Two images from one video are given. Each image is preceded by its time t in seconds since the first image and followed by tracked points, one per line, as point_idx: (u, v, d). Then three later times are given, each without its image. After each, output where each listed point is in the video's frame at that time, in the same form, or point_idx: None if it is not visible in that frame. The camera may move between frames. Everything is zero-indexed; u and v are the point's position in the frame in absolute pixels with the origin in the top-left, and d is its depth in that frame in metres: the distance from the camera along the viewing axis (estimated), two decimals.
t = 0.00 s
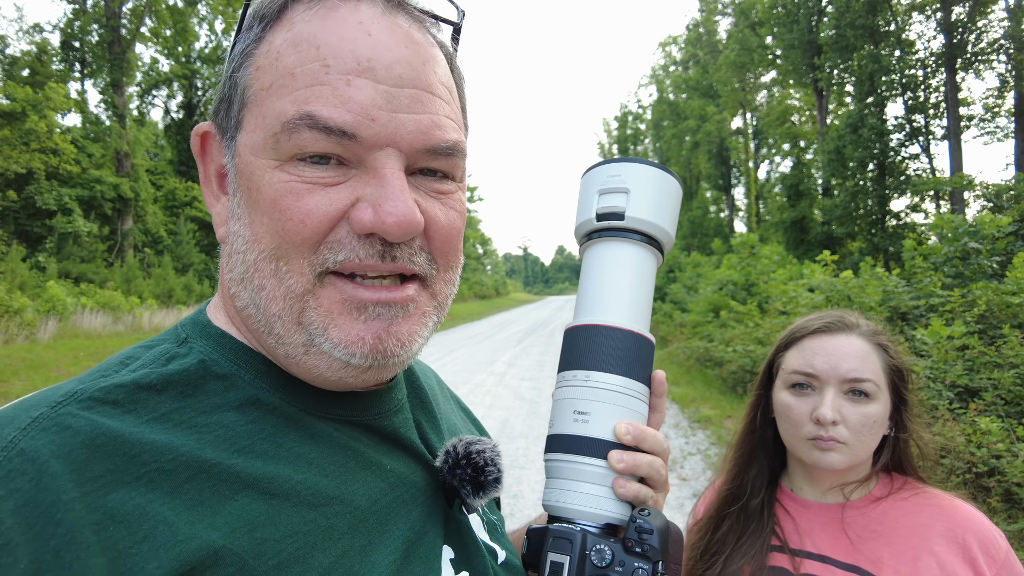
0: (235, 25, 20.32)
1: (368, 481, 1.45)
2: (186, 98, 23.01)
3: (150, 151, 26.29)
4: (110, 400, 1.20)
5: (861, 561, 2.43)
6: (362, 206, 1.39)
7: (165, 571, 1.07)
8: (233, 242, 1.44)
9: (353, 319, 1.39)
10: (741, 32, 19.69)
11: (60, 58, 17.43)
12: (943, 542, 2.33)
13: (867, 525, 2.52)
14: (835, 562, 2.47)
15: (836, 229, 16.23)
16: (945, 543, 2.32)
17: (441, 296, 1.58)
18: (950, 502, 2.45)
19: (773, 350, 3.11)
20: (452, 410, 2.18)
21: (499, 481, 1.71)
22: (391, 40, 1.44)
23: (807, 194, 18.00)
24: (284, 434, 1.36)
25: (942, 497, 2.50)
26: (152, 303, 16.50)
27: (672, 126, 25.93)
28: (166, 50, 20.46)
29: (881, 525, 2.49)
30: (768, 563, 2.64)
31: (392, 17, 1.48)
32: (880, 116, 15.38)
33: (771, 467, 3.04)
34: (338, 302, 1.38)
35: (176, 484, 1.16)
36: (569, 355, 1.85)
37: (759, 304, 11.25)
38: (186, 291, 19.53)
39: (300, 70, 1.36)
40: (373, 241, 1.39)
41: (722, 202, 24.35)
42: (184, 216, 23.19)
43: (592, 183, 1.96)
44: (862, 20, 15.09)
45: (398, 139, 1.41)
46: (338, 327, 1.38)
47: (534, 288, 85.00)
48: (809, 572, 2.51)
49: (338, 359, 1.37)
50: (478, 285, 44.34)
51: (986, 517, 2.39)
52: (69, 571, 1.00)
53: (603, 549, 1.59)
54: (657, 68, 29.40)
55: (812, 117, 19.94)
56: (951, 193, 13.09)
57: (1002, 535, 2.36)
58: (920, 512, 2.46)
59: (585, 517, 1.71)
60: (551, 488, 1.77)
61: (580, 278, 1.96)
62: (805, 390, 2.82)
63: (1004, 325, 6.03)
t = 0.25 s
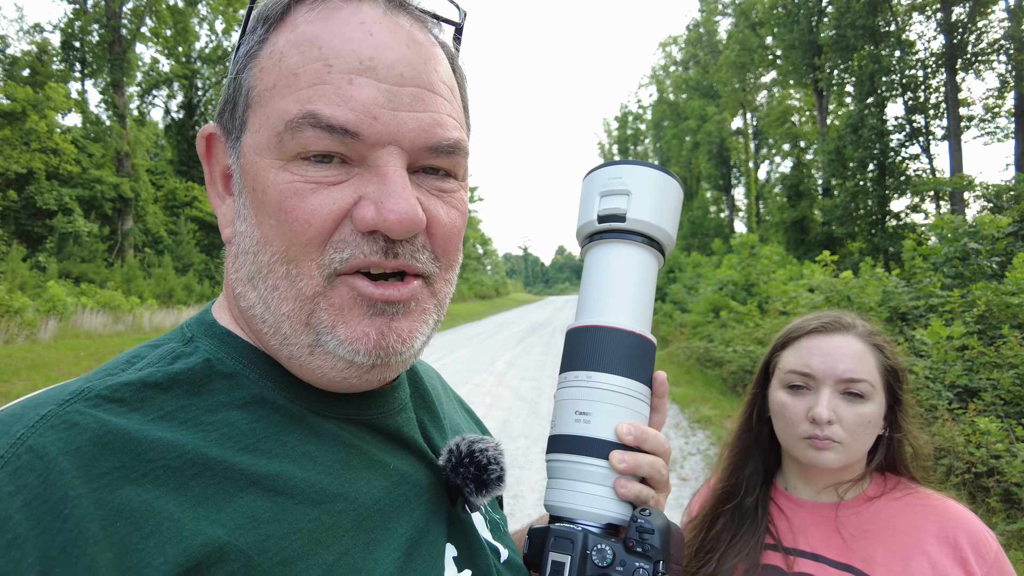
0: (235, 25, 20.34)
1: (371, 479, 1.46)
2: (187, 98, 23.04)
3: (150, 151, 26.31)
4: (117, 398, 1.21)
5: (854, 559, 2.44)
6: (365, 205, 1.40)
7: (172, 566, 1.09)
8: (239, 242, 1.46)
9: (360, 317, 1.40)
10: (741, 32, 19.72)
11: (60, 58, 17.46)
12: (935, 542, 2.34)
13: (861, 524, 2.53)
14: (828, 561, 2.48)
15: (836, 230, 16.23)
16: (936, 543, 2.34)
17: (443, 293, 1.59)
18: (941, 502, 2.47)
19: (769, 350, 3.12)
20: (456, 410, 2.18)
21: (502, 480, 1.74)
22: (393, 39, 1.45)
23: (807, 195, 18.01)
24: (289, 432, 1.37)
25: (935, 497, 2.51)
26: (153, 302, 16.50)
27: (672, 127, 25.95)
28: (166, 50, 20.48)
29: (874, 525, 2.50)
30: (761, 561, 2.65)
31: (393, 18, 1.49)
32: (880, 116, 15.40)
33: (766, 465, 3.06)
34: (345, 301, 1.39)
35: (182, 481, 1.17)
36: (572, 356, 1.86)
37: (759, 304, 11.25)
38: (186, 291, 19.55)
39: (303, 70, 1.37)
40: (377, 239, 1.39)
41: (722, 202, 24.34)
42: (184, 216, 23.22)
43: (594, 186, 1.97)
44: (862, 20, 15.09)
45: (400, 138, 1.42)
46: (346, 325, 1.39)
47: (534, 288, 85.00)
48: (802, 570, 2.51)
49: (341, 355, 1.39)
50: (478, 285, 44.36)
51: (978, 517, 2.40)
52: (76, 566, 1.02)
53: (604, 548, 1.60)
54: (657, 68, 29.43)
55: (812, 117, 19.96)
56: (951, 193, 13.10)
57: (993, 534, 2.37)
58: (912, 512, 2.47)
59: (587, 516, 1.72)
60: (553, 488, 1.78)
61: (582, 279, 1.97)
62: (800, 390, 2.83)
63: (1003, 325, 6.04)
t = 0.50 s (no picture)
0: (234, 25, 20.32)
1: (362, 480, 1.46)
2: (185, 98, 23.01)
3: (149, 151, 26.28)
4: (105, 396, 1.21)
5: (845, 562, 2.45)
6: (361, 209, 1.40)
7: (158, 566, 1.09)
8: (234, 241, 1.46)
9: (353, 320, 1.39)
10: (740, 32, 19.72)
11: (59, 58, 17.43)
12: (927, 544, 2.36)
13: (852, 527, 2.54)
14: (820, 564, 2.49)
15: (835, 229, 16.24)
16: (928, 545, 2.35)
17: (437, 298, 1.58)
18: (933, 505, 2.48)
19: (762, 351, 3.12)
20: (450, 411, 2.18)
21: (493, 481, 1.72)
22: (394, 42, 1.45)
23: (806, 195, 18.00)
24: (279, 433, 1.37)
25: (927, 500, 2.52)
26: (151, 302, 16.49)
27: (671, 126, 25.96)
28: (165, 50, 20.44)
29: (866, 527, 2.51)
30: (753, 564, 2.65)
31: (395, 21, 1.49)
32: (879, 116, 15.42)
33: (758, 467, 3.05)
34: (338, 304, 1.39)
35: (169, 480, 1.17)
36: (578, 347, 1.85)
37: (758, 304, 11.26)
38: (185, 290, 19.53)
39: (302, 72, 1.37)
40: (372, 244, 1.39)
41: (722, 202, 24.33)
42: (183, 216, 23.19)
43: (599, 176, 1.96)
44: (861, 20, 15.09)
45: (398, 143, 1.42)
46: (339, 327, 1.39)
47: (534, 288, 84.93)
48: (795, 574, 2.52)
49: (334, 358, 1.39)
50: (478, 285, 44.35)
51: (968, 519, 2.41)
52: (62, 565, 1.02)
53: (619, 543, 1.61)
54: (656, 68, 29.42)
55: (812, 117, 19.97)
56: (950, 193, 13.11)
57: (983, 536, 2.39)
58: (904, 514, 2.48)
59: (596, 511, 1.72)
60: (562, 482, 1.77)
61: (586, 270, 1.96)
62: (794, 392, 2.83)
63: (1001, 325, 6.04)
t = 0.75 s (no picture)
0: (234, 24, 20.32)
1: (367, 479, 1.46)
2: (185, 98, 23.00)
3: (149, 151, 26.27)
4: (110, 394, 1.21)
5: (844, 563, 2.45)
6: (371, 214, 1.40)
7: (162, 565, 1.08)
8: (241, 241, 1.45)
9: (363, 322, 1.39)
10: (740, 31, 19.70)
11: (58, 57, 17.43)
12: (924, 544, 2.36)
13: (850, 527, 2.54)
14: (819, 565, 2.49)
15: (835, 229, 16.23)
16: (925, 545, 2.36)
17: (445, 300, 1.58)
18: (929, 503, 2.49)
19: (755, 353, 3.10)
20: (453, 409, 2.18)
21: (498, 480, 1.73)
22: (405, 45, 1.45)
23: (806, 194, 17.97)
24: (285, 432, 1.36)
25: (922, 498, 2.53)
26: (151, 302, 16.50)
27: (671, 126, 25.93)
28: (165, 50, 20.44)
29: (862, 528, 2.51)
30: (752, 567, 2.64)
31: (406, 23, 1.48)
32: (879, 115, 15.42)
33: (754, 469, 3.04)
34: (347, 307, 1.39)
35: (174, 479, 1.17)
36: (563, 332, 1.84)
37: (758, 303, 11.25)
38: (185, 290, 19.52)
39: (313, 74, 1.37)
40: (383, 249, 1.39)
41: (722, 201, 24.29)
42: (182, 216, 23.19)
43: (573, 170, 1.97)
44: (861, 19, 15.08)
45: (409, 147, 1.42)
46: (348, 329, 1.39)
47: (534, 288, 84.88)
48: None
49: (342, 359, 1.39)
50: (477, 285, 44.33)
51: (964, 516, 2.43)
52: (67, 564, 1.02)
53: (617, 511, 1.62)
54: (656, 67, 29.40)
55: (812, 117, 19.96)
56: (950, 193, 13.10)
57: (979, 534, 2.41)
58: (900, 513, 2.49)
59: (594, 483, 1.70)
60: (556, 460, 1.76)
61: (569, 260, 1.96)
62: (788, 393, 2.82)
63: (1001, 324, 6.05)
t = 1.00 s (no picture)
0: (233, 24, 20.31)
1: (363, 477, 1.46)
2: (184, 97, 22.99)
3: (148, 150, 26.27)
4: (105, 392, 1.21)
5: (841, 561, 2.45)
6: (366, 210, 1.40)
7: (156, 564, 1.09)
8: (236, 238, 1.46)
9: (356, 320, 1.40)
10: (740, 31, 19.70)
11: (58, 57, 17.43)
12: (918, 539, 2.37)
13: (846, 525, 2.54)
14: (817, 564, 2.49)
15: (835, 228, 16.22)
16: (920, 540, 2.37)
17: (442, 297, 1.58)
18: (923, 498, 2.50)
19: (749, 351, 3.10)
20: (453, 409, 2.18)
21: (495, 478, 1.75)
22: (401, 40, 1.45)
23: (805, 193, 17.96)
24: (281, 430, 1.37)
25: (916, 493, 2.54)
26: (151, 302, 16.49)
27: (671, 125, 25.92)
28: (164, 50, 20.43)
29: (858, 525, 2.52)
30: (749, 567, 2.64)
31: (401, 18, 1.49)
32: (878, 115, 15.42)
33: (749, 468, 3.04)
34: (339, 305, 1.39)
35: (168, 477, 1.17)
36: (563, 324, 1.85)
37: (757, 303, 11.24)
38: (185, 290, 19.51)
39: (308, 70, 1.37)
40: (378, 245, 1.39)
41: (721, 201, 24.28)
42: (182, 216, 23.18)
43: (575, 171, 1.99)
44: (860, 18, 15.08)
45: (404, 143, 1.42)
46: (341, 328, 1.39)
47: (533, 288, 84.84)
48: None
49: (337, 357, 1.39)
50: (477, 284, 44.32)
51: (957, 511, 2.44)
52: (62, 562, 1.02)
53: (614, 495, 1.64)
54: (656, 67, 29.39)
55: (811, 116, 19.96)
56: (950, 192, 13.10)
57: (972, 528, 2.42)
58: (894, 509, 2.50)
59: (592, 469, 1.69)
60: (554, 445, 1.76)
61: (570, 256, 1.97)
62: (782, 392, 2.82)
63: (1001, 324, 6.05)
